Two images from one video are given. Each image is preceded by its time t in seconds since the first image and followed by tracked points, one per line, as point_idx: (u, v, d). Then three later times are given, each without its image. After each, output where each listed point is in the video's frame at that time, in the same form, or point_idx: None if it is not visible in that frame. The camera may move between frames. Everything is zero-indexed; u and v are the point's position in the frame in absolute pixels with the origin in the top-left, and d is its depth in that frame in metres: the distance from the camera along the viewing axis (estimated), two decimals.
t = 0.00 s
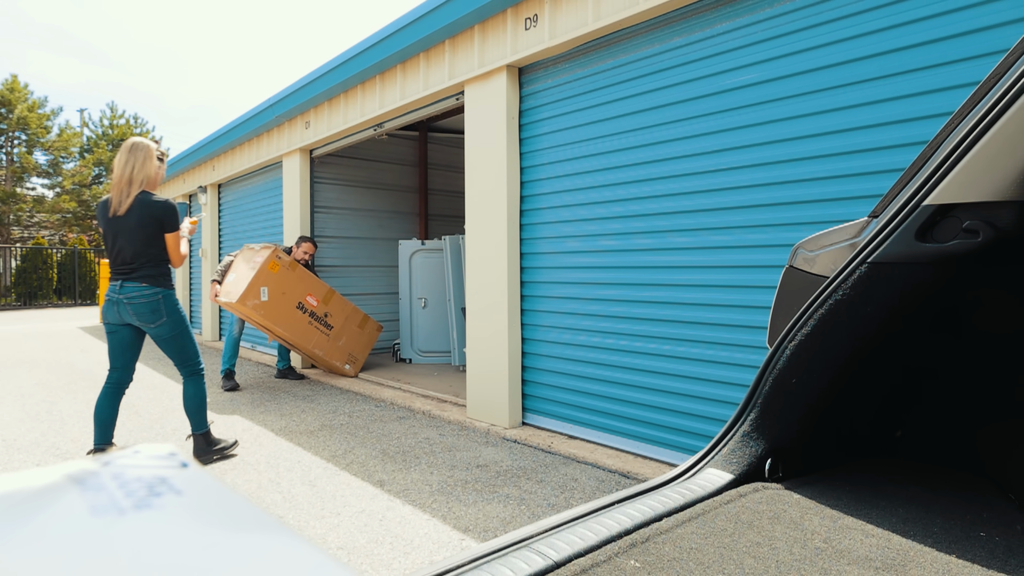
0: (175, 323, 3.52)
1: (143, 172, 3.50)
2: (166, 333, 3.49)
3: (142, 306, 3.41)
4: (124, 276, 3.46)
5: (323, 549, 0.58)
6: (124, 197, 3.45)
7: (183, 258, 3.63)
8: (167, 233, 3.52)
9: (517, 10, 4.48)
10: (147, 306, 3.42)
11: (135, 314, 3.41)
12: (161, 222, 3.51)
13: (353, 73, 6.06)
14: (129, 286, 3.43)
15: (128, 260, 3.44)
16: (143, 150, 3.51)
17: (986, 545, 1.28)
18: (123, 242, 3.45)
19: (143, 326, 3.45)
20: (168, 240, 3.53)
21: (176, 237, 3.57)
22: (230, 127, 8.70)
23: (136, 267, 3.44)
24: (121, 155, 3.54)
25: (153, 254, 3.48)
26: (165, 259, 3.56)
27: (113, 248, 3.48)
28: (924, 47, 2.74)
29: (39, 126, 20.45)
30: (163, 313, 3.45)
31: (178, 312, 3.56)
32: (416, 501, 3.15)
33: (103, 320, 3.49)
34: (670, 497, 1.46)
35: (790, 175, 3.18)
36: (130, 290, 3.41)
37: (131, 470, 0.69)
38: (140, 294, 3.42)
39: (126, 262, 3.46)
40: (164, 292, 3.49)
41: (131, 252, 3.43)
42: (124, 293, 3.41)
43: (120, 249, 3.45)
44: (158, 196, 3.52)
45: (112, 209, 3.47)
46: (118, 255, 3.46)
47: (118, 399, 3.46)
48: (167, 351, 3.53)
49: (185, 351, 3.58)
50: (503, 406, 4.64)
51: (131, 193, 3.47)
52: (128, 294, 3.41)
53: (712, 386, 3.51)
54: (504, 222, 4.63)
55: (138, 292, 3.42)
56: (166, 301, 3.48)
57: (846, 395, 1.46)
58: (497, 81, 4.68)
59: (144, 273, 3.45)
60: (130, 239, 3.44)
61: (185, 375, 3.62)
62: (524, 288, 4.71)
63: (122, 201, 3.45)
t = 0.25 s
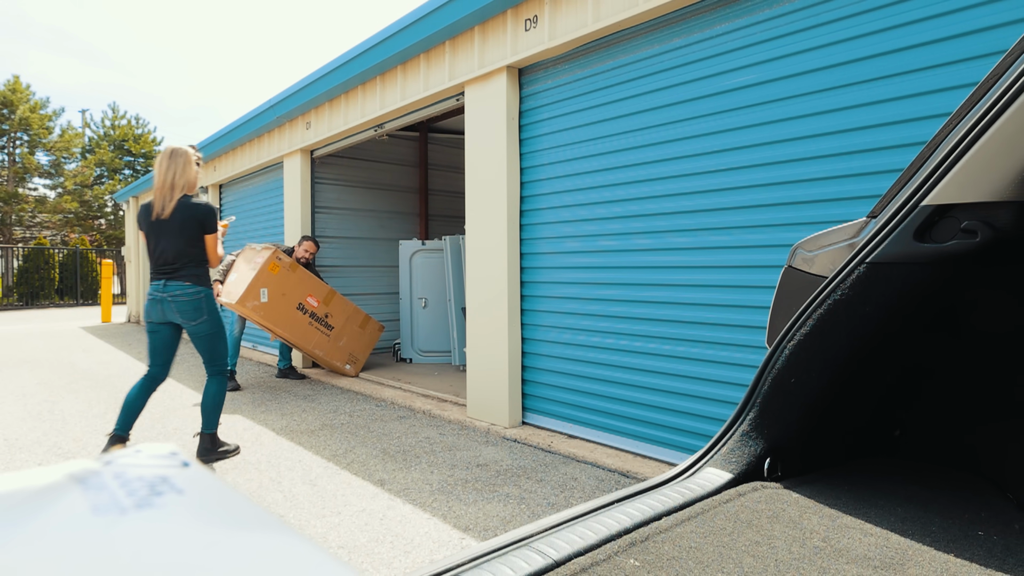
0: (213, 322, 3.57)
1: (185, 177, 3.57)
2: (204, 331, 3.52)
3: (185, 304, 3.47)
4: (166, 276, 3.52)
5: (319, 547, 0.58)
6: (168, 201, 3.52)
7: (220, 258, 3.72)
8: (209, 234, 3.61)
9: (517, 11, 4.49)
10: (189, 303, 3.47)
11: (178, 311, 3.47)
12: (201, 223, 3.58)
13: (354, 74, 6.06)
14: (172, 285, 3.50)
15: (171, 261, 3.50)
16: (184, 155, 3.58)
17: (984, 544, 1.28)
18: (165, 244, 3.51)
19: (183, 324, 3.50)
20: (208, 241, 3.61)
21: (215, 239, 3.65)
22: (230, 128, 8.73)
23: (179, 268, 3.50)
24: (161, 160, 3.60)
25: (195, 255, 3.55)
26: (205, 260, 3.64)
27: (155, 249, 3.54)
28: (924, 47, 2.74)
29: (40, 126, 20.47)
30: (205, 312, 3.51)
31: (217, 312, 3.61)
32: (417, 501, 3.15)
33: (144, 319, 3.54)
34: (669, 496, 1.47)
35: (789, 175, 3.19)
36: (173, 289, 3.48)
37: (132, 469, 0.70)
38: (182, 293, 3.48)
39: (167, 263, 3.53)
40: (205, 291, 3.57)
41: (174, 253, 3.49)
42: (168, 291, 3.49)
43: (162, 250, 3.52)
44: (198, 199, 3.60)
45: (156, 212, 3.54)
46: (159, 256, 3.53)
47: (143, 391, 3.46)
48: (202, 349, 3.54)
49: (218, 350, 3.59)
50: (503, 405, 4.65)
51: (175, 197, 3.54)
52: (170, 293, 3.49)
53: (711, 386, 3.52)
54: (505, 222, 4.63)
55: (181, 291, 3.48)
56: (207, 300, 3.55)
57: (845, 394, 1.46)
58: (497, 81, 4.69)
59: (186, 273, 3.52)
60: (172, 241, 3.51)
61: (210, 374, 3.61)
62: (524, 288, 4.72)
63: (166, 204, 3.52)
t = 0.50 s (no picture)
0: (241, 320, 3.70)
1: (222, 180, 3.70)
2: (230, 327, 3.64)
3: (216, 300, 3.61)
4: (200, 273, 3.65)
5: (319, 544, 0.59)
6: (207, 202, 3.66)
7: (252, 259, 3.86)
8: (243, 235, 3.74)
9: (517, 12, 4.49)
10: (219, 300, 3.61)
11: (209, 307, 3.62)
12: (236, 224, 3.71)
13: (354, 75, 6.07)
14: (205, 282, 3.64)
15: (206, 259, 3.63)
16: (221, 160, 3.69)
17: (982, 543, 1.29)
18: (202, 243, 3.65)
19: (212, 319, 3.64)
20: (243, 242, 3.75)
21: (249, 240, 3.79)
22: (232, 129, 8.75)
23: (213, 266, 3.63)
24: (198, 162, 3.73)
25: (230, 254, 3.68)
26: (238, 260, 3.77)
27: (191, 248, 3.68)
28: (923, 48, 2.74)
29: (44, 129, 20.43)
30: (234, 310, 3.64)
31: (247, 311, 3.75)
32: (417, 500, 3.16)
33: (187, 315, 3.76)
34: (668, 495, 1.47)
35: (788, 175, 3.19)
36: (207, 286, 3.63)
37: (135, 468, 0.71)
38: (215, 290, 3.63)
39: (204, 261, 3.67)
40: (236, 290, 3.71)
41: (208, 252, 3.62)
42: (201, 288, 3.64)
43: (199, 249, 3.66)
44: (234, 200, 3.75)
45: (193, 212, 3.68)
46: (196, 255, 3.67)
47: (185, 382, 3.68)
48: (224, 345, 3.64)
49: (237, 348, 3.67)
50: (503, 404, 4.66)
51: (212, 198, 3.68)
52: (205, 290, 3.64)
53: (710, 385, 3.53)
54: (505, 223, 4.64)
55: (214, 288, 3.62)
56: (238, 298, 3.68)
57: (844, 394, 1.47)
58: (497, 82, 4.69)
59: (221, 271, 3.65)
60: (208, 240, 3.64)
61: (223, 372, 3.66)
62: (524, 287, 4.72)
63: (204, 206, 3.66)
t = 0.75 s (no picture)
0: (261, 320, 3.86)
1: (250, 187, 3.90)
2: (250, 326, 3.80)
3: (240, 300, 3.78)
4: (227, 274, 3.81)
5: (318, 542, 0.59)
6: (236, 206, 3.85)
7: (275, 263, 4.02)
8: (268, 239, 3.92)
9: (517, 13, 4.50)
10: (243, 300, 3.78)
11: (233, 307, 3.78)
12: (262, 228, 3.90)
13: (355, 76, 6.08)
14: (231, 283, 3.80)
15: (234, 260, 3.79)
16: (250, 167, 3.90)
17: (981, 542, 1.29)
18: (229, 245, 3.82)
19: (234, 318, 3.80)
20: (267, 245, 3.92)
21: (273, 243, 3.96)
22: (233, 130, 8.76)
23: (240, 268, 3.80)
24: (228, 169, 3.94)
25: (255, 257, 3.85)
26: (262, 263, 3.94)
27: (219, 250, 3.85)
28: (922, 49, 2.75)
29: (46, 129, 20.45)
30: (256, 310, 3.81)
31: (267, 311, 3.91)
32: (418, 499, 3.17)
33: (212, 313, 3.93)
34: (668, 495, 1.48)
35: (787, 176, 3.20)
36: (232, 287, 3.79)
37: (136, 467, 0.71)
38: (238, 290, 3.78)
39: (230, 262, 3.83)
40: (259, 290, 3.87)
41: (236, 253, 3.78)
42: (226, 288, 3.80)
43: (226, 251, 3.82)
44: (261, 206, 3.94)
45: (223, 216, 3.86)
46: (223, 257, 3.83)
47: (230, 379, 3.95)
48: (242, 342, 3.79)
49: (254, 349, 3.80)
50: (503, 404, 4.66)
51: (241, 203, 3.87)
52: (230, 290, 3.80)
53: (709, 384, 3.53)
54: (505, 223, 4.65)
55: (239, 288, 3.79)
56: (260, 298, 3.85)
57: (843, 393, 1.47)
58: (497, 83, 4.70)
59: (247, 272, 3.81)
60: (236, 242, 3.81)
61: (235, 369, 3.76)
62: (524, 287, 4.73)
63: (234, 210, 3.85)
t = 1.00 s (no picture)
0: (291, 318, 4.06)
1: (274, 192, 4.11)
2: (281, 324, 4.00)
3: (270, 300, 3.98)
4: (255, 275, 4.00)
5: (317, 541, 0.60)
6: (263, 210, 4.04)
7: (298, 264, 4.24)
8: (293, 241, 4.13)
9: (517, 14, 4.50)
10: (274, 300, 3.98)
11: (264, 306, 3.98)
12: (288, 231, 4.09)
13: (355, 77, 6.08)
14: (260, 284, 3.99)
15: (262, 262, 3.98)
16: (274, 174, 4.12)
17: (979, 541, 1.30)
18: (258, 248, 4.02)
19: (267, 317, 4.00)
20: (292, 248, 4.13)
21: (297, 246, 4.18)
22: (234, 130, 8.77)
23: (268, 269, 4.00)
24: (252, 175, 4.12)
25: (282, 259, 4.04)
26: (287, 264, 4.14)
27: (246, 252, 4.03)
28: (922, 50, 2.75)
29: (48, 130, 20.47)
30: (286, 309, 4.01)
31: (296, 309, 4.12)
32: (418, 498, 3.17)
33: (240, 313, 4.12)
34: (667, 494, 1.49)
35: (786, 176, 3.20)
36: (261, 287, 3.98)
37: (137, 467, 0.72)
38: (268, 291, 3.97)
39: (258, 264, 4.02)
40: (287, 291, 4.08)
41: (264, 255, 3.96)
42: (256, 289, 3.99)
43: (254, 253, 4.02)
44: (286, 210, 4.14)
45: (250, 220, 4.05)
46: (251, 259, 4.02)
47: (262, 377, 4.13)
48: (276, 340, 4.00)
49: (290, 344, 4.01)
50: (503, 403, 4.67)
51: (268, 208, 4.06)
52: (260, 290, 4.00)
53: (708, 384, 3.54)
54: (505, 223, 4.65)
55: (268, 289, 3.98)
56: (289, 297, 4.06)
57: (842, 392, 1.48)
58: (497, 84, 4.70)
59: (275, 273, 4.01)
60: (264, 245, 4.00)
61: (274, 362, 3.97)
62: (524, 287, 4.74)
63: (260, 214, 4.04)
